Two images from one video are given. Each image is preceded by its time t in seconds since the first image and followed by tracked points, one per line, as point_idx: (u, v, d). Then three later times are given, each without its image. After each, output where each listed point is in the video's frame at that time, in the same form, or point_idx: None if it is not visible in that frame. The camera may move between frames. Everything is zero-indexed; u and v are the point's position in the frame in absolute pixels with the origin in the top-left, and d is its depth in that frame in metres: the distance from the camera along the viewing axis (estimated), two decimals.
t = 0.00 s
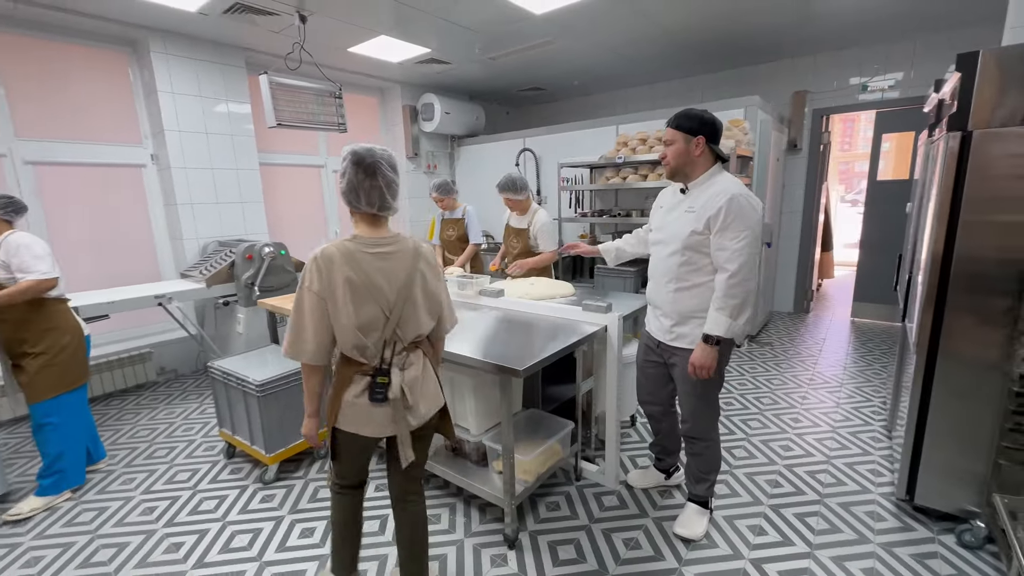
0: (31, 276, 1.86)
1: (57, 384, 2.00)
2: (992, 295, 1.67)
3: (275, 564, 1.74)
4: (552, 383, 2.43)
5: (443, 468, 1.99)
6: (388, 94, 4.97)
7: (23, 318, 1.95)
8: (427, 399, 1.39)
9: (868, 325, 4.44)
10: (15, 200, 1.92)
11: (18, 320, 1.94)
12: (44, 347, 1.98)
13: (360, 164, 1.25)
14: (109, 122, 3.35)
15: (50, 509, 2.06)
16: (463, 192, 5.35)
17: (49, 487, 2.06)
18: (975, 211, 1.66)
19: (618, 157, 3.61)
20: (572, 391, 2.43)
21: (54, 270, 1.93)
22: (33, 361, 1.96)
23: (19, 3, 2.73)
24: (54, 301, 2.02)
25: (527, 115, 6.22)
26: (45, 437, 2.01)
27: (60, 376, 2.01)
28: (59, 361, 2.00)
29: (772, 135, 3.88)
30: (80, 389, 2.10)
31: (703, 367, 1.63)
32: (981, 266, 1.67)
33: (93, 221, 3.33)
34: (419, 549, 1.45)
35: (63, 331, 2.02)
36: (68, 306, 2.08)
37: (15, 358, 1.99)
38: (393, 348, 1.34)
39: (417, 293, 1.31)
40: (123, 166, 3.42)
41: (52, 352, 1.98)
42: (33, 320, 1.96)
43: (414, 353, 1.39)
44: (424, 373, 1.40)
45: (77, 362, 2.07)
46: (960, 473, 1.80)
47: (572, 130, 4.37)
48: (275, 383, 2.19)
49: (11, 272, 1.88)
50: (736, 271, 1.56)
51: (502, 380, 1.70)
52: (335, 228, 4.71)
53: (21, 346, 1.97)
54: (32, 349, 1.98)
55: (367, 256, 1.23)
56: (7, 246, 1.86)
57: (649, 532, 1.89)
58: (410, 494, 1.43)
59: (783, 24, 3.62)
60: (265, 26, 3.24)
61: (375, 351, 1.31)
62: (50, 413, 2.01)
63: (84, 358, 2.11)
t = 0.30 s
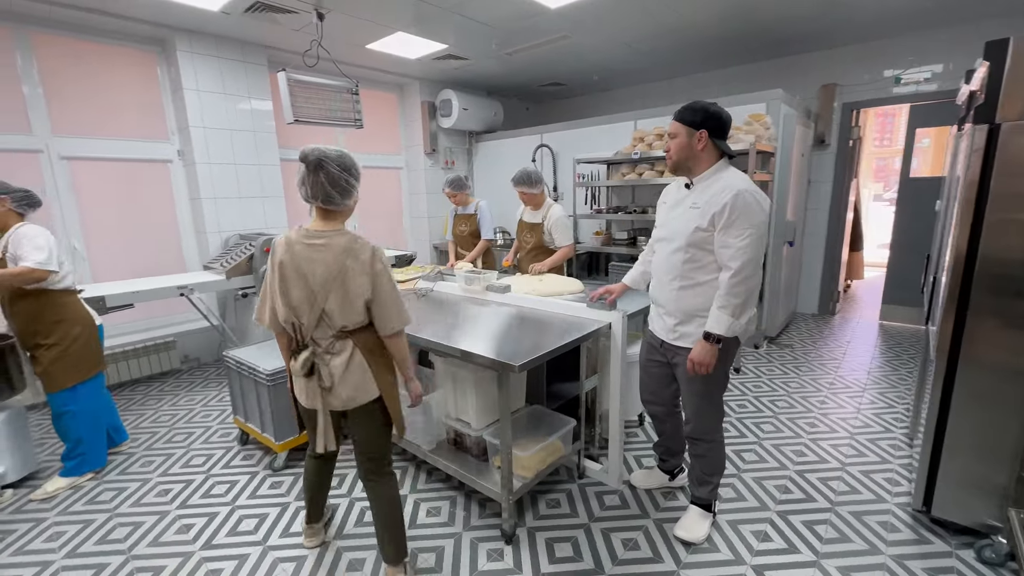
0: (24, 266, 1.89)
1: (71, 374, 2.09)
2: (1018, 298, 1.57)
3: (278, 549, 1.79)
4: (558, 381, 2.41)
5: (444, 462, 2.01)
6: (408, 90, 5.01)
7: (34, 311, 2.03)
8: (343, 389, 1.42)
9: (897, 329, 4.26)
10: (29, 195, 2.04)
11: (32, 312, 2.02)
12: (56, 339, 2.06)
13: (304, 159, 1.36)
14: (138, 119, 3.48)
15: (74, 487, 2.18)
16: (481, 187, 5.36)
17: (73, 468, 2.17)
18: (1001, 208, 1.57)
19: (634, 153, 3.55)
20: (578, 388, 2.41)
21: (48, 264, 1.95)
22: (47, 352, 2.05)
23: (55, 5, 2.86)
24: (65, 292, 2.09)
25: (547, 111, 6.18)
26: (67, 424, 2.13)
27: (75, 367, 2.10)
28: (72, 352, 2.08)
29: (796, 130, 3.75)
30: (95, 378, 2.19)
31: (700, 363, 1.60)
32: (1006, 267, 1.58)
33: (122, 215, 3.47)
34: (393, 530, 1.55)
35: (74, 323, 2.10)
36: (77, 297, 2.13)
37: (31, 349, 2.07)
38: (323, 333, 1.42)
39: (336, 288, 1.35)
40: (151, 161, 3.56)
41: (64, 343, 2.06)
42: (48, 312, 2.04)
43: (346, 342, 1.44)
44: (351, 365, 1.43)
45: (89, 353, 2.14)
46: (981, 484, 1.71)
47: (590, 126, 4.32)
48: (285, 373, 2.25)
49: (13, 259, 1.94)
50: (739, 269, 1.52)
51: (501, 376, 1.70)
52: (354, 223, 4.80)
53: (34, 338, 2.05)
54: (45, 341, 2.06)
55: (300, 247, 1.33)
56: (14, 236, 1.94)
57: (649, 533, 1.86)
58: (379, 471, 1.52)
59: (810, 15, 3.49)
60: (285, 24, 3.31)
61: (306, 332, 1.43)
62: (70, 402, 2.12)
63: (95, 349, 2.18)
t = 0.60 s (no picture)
0: None
1: (64, 370, 2.13)
2: None
3: (265, 542, 1.81)
4: (553, 382, 2.38)
5: (433, 461, 2.00)
6: (417, 89, 5.03)
7: (24, 309, 2.06)
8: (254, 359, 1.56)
9: (916, 335, 4.10)
10: (20, 191, 2.08)
11: (21, 310, 2.06)
12: (47, 336, 2.09)
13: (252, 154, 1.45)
14: (152, 117, 3.57)
15: (77, 475, 2.24)
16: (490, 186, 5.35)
17: (73, 459, 2.24)
18: (1010, 209, 1.48)
19: (640, 152, 3.49)
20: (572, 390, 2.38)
21: (9, 266, 1.90)
22: (40, 349, 2.09)
23: (71, 6, 2.94)
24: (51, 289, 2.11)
25: (559, 110, 6.13)
26: (66, 417, 2.19)
27: (67, 363, 2.13)
28: (63, 349, 2.12)
29: (810, 128, 3.64)
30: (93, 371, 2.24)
31: (696, 371, 1.56)
32: (1016, 271, 1.48)
33: (135, 211, 3.56)
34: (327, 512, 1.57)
35: (63, 320, 2.12)
36: (64, 293, 2.15)
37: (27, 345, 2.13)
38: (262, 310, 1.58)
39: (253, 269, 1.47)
40: (164, 158, 3.64)
41: (54, 340, 2.10)
42: (37, 310, 2.07)
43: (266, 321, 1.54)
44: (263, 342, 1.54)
45: (81, 349, 2.17)
46: (988, 501, 1.62)
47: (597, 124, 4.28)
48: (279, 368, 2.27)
49: None
50: (726, 270, 1.47)
51: (484, 375, 1.67)
52: (362, 221, 4.84)
53: (27, 335, 2.09)
54: (37, 337, 2.10)
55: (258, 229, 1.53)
56: None
57: (636, 540, 1.82)
58: (319, 457, 1.55)
59: (826, 10, 3.38)
60: (293, 22, 3.34)
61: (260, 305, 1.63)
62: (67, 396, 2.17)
63: (89, 344, 2.21)
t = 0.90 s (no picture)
0: None
1: (67, 368, 2.18)
2: None
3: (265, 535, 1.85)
4: (555, 382, 2.37)
5: (431, 460, 2.01)
6: (430, 88, 5.06)
7: (31, 306, 2.13)
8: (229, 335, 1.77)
9: (937, 340, 3.97)
10: (24, 187, 2.16)
11: (27, 308, 2.13)
12: (51, 334, 2.15)
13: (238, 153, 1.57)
14: (170, 118, 3.66)
15: (90, 464, 2.32)
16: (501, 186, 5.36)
17: (85, 449, 2.32)
18: None
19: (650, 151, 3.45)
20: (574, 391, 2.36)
21: (10, 269, 1.97)
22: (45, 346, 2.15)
23: (93, 10, 3.03)
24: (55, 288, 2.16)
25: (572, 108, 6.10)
26: (77, 409, 2.26)
27: (71, 361, 2.19)
28: (66, 347, 2.17)
29: (826, 126, 3.54)
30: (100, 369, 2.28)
31: (683, 373, 1.53)
32: None
33: (153, 209, 3.66)
34: (257, 489, 1.73)
35: (66, 319, 2.17)
36: (69, 292, 2.20)
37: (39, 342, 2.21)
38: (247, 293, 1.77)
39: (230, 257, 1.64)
40: (182, 158, 3.74)
41: (58, 338, 2.15)
42: (41, 308, 2.14)
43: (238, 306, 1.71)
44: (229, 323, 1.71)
45: (84, 347, 2.21)
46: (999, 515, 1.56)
47: (609, 123, 4.24)
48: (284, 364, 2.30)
49: None
50: (722, 273, 1.44)
51: (479, 375, 1.67)
52: (374, 219, 4.90)
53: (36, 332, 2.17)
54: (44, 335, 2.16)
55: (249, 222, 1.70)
56: None
57: (632, 544, 1.80)
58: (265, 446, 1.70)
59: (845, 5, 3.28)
60: (304, 23, 3.39)
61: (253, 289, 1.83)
62: (76, 393, 2.24)
63: (93, 342, 2.25)
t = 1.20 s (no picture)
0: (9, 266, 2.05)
1: (72, 363, 2.22)
2: None
3: (271, 526, 1.88)
4: (560, 380, 2.36)
5: (436, 456, 2.01)
6: (440, 86, 5.08)
7: (44, 300, 2.19)
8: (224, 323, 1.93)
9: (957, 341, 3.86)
10: (33, 181, 2.21)
11: (40, 303, 2.20)
12: (61, 329, 2.21)
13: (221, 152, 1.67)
14: (186, 117, 3.74)
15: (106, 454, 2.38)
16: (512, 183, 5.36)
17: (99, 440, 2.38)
18: None
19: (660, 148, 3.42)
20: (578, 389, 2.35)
21: (29, 267, 2.07)
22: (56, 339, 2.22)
23: (111, 12, 3.10)
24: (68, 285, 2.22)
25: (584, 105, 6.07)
26: (87, 401, 2.31)
27: (76, 357, 2.22)
28: (72, 342, 2.21)
29: (842, 122, 3.46)
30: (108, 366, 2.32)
31: (689, 372, 1.52)
32: None
33: (170, 207, 3.75)
34: (237, 455, 1.91)
35: (74, 315, 2.22)
36: (81, 289, 2.26)
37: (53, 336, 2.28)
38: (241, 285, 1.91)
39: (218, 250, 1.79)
40: (198, 156, 3.82)
41: (66, 333, 2.20)
42: (54, 302, 2.20)
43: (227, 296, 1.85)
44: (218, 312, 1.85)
45: (90, 343, 2.25)
46: (1016, 522, 1.51)
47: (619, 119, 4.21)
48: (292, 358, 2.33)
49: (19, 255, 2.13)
50: (729, 272, 1.42)
51: (481, 371, 1.66)
52: (385, 217, 4.93)
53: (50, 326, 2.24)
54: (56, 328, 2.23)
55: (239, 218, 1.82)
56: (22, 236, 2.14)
57: (635, 542, 1.79)
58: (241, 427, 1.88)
59: None
60: (315, 22, 3.42)
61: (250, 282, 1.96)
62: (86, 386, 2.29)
63: (101, 339, 2.28)
